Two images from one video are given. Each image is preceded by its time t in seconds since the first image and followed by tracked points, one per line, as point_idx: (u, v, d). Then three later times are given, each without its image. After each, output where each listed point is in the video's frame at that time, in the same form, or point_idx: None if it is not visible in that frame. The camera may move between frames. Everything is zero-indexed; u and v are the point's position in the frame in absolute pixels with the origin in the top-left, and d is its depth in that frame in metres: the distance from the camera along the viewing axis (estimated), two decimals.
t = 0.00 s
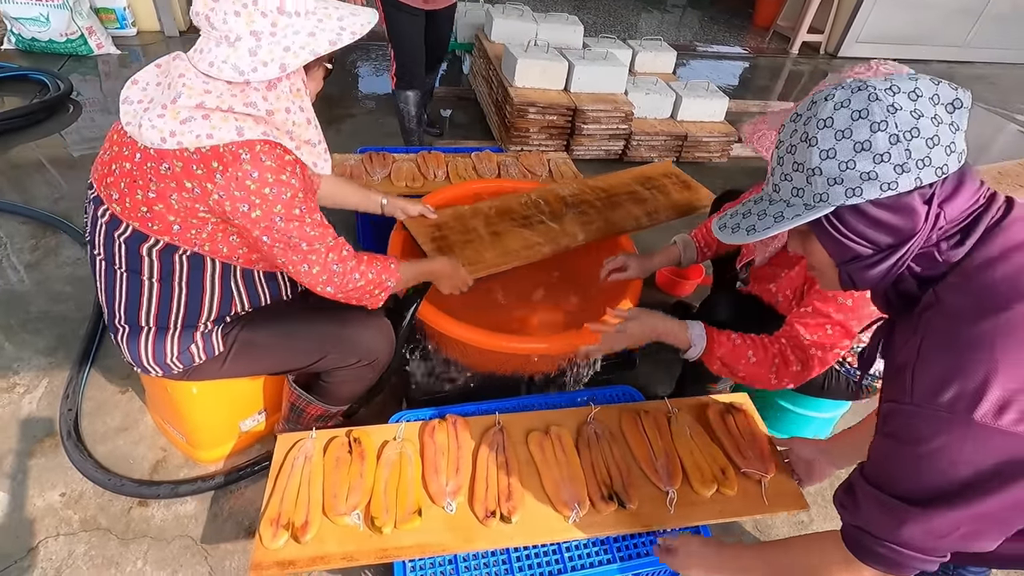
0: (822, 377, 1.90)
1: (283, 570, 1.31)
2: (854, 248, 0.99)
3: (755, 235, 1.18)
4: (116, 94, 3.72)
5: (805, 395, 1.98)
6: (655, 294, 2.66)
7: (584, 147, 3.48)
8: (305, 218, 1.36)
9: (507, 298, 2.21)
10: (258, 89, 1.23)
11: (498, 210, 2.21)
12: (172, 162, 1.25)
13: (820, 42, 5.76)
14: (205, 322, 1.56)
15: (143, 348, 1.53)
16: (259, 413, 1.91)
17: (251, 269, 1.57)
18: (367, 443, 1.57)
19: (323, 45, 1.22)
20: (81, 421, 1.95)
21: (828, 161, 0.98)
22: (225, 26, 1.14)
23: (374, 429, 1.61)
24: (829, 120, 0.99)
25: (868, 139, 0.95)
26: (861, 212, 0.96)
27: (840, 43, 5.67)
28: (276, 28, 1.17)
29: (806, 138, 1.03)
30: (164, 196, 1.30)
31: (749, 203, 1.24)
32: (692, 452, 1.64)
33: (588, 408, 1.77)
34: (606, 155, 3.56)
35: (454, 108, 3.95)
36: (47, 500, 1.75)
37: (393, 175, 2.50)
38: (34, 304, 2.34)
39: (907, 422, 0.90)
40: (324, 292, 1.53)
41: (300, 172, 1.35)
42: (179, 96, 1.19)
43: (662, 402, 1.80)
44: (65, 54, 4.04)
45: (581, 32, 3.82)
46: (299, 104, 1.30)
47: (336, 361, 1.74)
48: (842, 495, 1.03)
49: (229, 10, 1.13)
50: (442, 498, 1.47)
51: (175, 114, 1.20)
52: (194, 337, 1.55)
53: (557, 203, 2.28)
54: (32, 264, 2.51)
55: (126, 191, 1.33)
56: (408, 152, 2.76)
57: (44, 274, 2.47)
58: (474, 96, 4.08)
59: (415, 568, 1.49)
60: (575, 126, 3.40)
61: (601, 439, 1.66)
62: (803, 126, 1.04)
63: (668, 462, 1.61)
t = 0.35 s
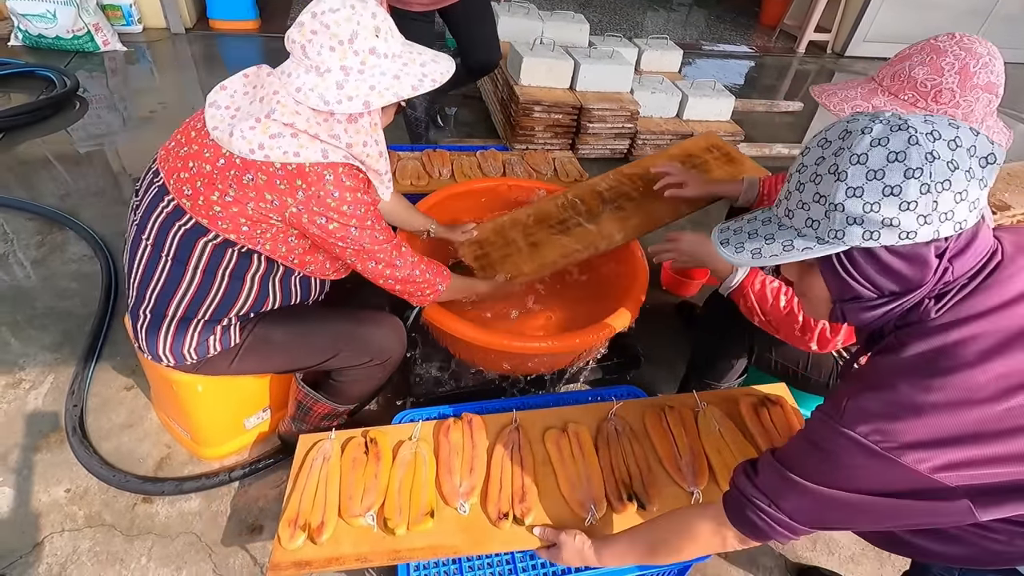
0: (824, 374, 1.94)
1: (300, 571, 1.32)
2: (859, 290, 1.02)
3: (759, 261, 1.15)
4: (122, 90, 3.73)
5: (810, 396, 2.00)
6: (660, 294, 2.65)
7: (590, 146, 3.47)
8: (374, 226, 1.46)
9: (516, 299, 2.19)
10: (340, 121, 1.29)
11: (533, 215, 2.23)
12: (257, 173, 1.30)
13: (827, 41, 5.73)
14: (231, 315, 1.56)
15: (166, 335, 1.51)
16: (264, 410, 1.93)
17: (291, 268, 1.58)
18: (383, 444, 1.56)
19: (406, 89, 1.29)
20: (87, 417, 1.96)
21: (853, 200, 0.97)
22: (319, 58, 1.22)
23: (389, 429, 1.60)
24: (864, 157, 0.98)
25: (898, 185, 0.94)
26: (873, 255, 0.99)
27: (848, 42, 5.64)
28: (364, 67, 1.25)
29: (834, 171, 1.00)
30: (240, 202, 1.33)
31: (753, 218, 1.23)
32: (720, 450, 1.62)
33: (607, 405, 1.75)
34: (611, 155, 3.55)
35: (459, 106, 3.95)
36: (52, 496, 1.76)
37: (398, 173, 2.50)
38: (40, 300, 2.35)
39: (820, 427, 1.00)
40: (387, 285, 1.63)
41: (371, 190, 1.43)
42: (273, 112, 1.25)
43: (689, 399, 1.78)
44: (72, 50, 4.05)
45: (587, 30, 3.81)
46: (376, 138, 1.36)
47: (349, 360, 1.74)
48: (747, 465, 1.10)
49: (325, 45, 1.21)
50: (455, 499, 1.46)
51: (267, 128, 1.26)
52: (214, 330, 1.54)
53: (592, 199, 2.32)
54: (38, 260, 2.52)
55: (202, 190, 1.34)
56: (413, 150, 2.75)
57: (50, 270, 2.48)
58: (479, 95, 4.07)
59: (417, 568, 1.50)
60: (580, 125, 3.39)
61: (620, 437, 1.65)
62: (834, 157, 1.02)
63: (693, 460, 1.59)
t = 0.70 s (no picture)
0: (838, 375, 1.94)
1: None
2: (952, 249, 1.08)
3: (834, 213, 1.35)
4: (131, 89, 3.75)
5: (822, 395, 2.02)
6: (668, 294, 2.64)
7: (598, 146, 3.46)
8: (394, 220, 1.48)
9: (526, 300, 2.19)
10: (353, 120, 1.32)
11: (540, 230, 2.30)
12: (277, 169, 1.31)
13: (837, 41, 5.70)
14: (246, 313, 1.56)
15: (184, 334, 1.51)
16: (273, 410, 1.93)
17: (306, 266, 1.59)
18: (457, 492, 1.49)
19: (415, 84, 1.31)
20: (97, 415, 1.97)
21: (949, 140, 1.07)
22: (328, 57, 1.24)
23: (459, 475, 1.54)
24: (964, 92, 1.07)
25: (1006, 120, 1.02)
26: (971, 204, 1.06)
27: (857, 41, 5.60)
28: (372, 63, 1.26)
29: (929, 108, 1.11)
30: (261, 198, 1.35)
31: (838, 181, 1.41)
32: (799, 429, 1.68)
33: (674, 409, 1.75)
34: (619, 154, 3.54)
35: (466, 105, 3.94)
36: (63, 493, 1.77)
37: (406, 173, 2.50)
38: (50, 298, 2.37)
39: (920, 451, 0.96)
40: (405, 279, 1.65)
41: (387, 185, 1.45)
42: (292, 110, 1.27)
43: (753, 388, 1.81)
44: (81, 50, 4.07)
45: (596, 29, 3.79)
46: (389, 134, 1.39)
47: (365, 360, 1.74)
48: (848, 519, 1.07)
49: (334, 44, 1.23)
50: (554, 535, 1.42)
51: (286, 125, 1.28)
52: (229, 328, 1.54)
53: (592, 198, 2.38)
54: (48, 259, 2.53)
55: (221, 187, 1.35)
56: (420, 150, 2.75)
57: (60, 268, 2.50)
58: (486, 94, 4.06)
59: None
60: (588, 124, 3.38)
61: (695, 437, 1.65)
62: (924, 94, 1.13)
63: (778, 446, 1.62)
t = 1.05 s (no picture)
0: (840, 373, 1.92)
1: None
2: (961, 284, 1.05)
3: (841, 251, 1.25)
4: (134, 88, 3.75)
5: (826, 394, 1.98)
6: (671, 295, 2.64)
7: (600, 146, 3.45)
8: (338, 194, 1.37)
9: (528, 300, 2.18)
10: (275, 85, 1.21)
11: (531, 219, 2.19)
12: (198, 159, 1.27)
13: (839, 42, 5.69)
14: (227, 318, 1.56)
15: (169, 342, 1.54)
16: (275, 409, 1.93)
17: (268, 259, 1.56)
18: (488, 519, 1.43)
19: (334, 34, 1.16)
20: (100, 413, 1.97)
21: (958, 178, 0.98)
22: (236, 21, 1.10)
23: (488, 502, 1.48)
24: (972, 130, 0.97)
25: (1014, 159, 0.94)
26: (982, 243, 1.01)
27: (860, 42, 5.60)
28: (286, 20, 1.11)
29: (937, 147, 1.01)
30: (192, 192, 1.32)
31: (829, 209, 1.30)
32: (827, 445, 1.67)
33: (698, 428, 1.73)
34: (621, 154, 3.53)
35: (468, 105, 3.94)
36: (66, 491, 1.77)
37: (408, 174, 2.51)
38: (53, 296, 2.37)
39: (929, 483, 1.00)
40: (370, 262, 1.55)
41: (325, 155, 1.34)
42: (201, 91, 1.19)
43: (772, 402, 1.82)
44: (85, 48, 4.08)
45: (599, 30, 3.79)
46: (320, 96, 1.26)
47: (361, 359, 1.73)
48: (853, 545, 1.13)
49: (238, 4, 1.08)
50: (595, 559, 1.38)
51: (199, 108, 1.21)
52: (218, 334, 1.55)
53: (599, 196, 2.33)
54: (51, 257, 2.54)
55: (152, 190, 1.34)
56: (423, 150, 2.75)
57: (63, 266, 2.50)
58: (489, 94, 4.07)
59: None
60: (591, 124, 3.38)
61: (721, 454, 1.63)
62: (933, 132, 1.02)
63: (807, 461, 1.61)
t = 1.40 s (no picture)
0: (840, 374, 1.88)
1: None
2: None
3: None
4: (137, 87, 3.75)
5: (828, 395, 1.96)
6: (674, 298, 2.64)
7: (603, 148, 3.45)
8: (271, 181, 1.36)
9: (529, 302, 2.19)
10: (183, 62, 1.21)
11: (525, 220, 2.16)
12: (117, 162, 1.27)
13: (842, 45, 5.68)
14: (201, 326, 1.56)
15: (146, 356, 1.55)
16: (277, 410, 1.93)
17: (224, 258, 1.56)
18: (583, 551, 1.11)
19: None
20: (102, 413, 1.97)
21: None
22: None
23: (573, 525, 1.17)
24: None
25: None
26: None
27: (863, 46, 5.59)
28: None
29: None
30: (121, 199, 1.32)
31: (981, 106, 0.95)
32: (940, 400, 1.45)
33: (789, 399, 1.48)
34: (623, 157, 3.53)
35: (471, 107, 3.94)
36: (67, 491, 1.77)
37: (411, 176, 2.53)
38: (56, 295, 2.37)
39: None
40: (320, 249, 1.51)
41: (250, 142, 1.34)
42: (108, 91, 1.21)
43: (855, 355, 1.60)
44: (89, 47, 4.08)
45: (602, 32, 3.79)
46: (235, 72, 1.27)
47: (352, 363, 1.73)
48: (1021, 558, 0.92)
49: None
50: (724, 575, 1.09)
51: (108, 109, 1.21)
52: (199, 345, 1.56)
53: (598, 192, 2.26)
54: (54, 256, 2.54)
55: (85, 201, 1.35)
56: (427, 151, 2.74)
57: (66, 266, 2.50)
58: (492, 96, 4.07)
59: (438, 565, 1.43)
60: (594, 127, 3.38)
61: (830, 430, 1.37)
62: None
63: (920, 417, 1.39)
